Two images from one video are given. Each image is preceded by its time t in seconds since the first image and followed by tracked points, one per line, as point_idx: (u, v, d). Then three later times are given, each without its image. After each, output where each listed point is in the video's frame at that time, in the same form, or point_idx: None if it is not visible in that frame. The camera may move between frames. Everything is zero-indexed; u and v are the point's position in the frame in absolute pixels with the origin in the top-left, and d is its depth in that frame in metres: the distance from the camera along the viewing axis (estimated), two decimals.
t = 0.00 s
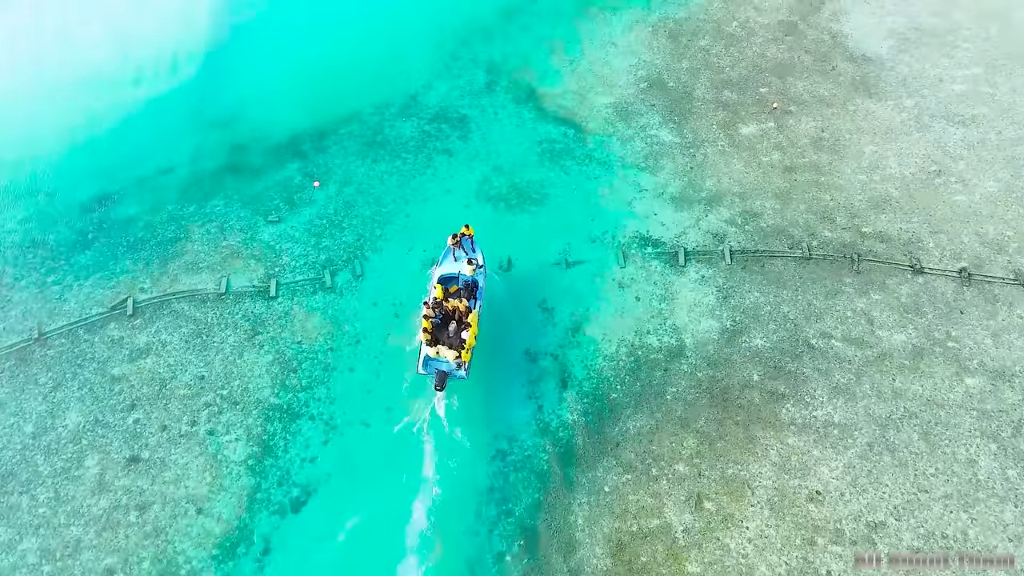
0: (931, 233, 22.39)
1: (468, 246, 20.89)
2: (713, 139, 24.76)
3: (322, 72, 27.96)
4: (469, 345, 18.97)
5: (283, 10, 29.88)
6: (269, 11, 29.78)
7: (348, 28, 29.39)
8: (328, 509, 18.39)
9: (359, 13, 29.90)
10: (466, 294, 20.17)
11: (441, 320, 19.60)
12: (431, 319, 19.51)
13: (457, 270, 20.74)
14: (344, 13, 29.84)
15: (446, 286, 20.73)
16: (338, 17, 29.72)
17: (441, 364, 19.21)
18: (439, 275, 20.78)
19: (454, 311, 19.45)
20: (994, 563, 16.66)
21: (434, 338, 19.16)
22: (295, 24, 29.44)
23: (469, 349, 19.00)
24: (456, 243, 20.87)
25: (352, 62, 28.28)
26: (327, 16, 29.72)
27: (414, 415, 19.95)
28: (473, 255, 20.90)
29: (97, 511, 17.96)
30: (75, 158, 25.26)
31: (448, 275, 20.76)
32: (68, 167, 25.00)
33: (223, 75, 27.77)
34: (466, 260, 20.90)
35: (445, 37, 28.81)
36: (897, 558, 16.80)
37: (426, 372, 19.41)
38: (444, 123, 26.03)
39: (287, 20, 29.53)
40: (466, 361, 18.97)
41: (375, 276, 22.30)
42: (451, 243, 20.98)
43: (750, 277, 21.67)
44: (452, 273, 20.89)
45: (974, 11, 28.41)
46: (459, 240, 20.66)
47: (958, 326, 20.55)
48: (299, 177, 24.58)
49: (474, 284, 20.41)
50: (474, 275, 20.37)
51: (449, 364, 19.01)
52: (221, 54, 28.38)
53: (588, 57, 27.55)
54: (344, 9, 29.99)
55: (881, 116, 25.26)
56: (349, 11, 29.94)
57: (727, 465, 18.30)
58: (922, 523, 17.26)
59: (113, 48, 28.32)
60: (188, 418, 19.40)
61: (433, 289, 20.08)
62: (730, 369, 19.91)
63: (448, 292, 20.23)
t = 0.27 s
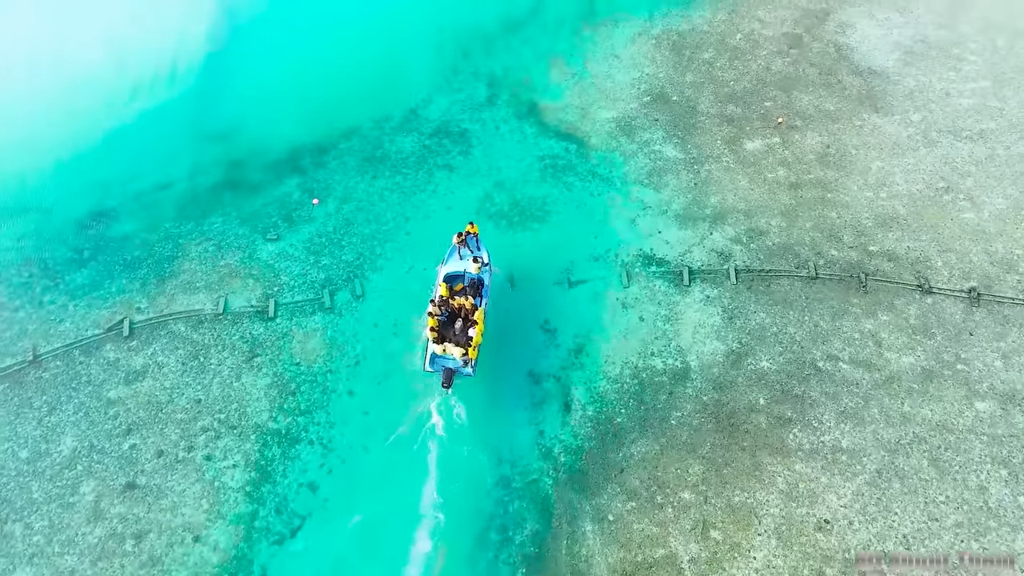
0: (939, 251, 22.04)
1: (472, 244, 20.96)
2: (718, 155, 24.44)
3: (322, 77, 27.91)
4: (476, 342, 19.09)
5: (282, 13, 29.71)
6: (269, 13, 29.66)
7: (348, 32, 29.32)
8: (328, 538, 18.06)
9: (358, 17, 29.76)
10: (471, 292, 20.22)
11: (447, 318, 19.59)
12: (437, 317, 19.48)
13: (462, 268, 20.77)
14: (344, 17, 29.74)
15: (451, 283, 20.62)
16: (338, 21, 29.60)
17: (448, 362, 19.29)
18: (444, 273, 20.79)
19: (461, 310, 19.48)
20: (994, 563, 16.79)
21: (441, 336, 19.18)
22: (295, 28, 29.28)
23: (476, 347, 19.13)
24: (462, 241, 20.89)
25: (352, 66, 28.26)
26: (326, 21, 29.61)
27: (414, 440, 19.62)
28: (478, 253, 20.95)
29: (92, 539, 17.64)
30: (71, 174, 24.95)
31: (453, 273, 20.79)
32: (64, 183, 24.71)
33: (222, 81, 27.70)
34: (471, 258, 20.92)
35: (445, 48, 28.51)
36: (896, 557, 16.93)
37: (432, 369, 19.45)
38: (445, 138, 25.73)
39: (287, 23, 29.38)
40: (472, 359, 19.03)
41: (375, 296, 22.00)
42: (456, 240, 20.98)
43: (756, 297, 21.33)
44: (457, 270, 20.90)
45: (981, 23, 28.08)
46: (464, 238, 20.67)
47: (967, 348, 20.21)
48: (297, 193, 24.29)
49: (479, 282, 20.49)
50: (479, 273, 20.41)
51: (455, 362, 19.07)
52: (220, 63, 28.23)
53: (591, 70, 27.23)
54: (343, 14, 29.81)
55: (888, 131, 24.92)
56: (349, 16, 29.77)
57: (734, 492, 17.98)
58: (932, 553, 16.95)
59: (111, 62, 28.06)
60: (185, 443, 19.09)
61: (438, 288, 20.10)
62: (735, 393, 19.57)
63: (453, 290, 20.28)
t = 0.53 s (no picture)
0: (947, 268, 21.72)
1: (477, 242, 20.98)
2: (722, 169, 24.13)
3: (323, 81, 27.85)
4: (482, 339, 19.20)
5: (282, 20, 29.62)
6: (269, 19, 29.58)
7: (348, 38, 29.21)
8: (326, 563, 17.76)
9: (359, 25, 29.65)
10: (477, 289, 20.48)
11: (453, 315, 19.73)
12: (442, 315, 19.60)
13: (467, 266, 21.05)
14: (345, 23, 29.67)
15: (456, 281, 21.04)
16: (338, 28, 29.50)
17: (454, 358, 19.42)
18: (450, 271, 21.09)
19: (466, 307, 19.61)
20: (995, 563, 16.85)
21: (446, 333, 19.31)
22: (295, 35, 29.21)
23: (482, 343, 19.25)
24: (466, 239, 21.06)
25: (351, 71, 28.15)
26: (326, 28, 29.49)
27: (415, 462, 19.34)
28: (482, 250, 21.06)
29: (87, 565, 17.35)
30: (66, 188, 24.66)
31: (459, 271, 21.07)
32: (60, 197, 24.42)
33: (221, 90, 27.49)
34: (476, 256, 21.05)
35: (445, 59, 28.21)
36: (897, 558, 16.99)
37: (439, 366, 19.65)
38: (446, 150, 25.45)
39: (287, 30, 29.32)
40: (478, 355, 19.13)
41: (375, 313, 21.68)
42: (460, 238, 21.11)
43: (761, 316, 21.03)
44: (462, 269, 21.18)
45: (987, 33, 27.76)
46: (468, 236, 20.88)
47: (976, 367, 19.87)
48: (296, 208, 24.02)
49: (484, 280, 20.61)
50: (484, 271, 20.57)
51: (461, 359, 19.18)
52: (218, 70, 28.02)
53: (593, 81, 26.93)
54: (343, 22, 29.69)
55: (894, 144, 24.61)
56: (348, 24, 29.62)
57: (739, 517, 17.68)
58: None
59: (107, 70, 27.70)
60: (182, 466, 18.81)
61: (444, 286, 20.40)
62: (741, 415, 19.28)
63: (458, 288, 20.57)
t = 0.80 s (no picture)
0: (955, 285, 21.41)
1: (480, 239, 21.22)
2: (726, 183, 23.82)
3: (321, 94, 27.54)
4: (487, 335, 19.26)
5: (282, 28, 29.33)
6: (269, 27, 29.28)
7: (349, 48, 28.95)
8: None
9: (359, 33, 29.36)
10: (481, 287, 20.17)
11: (458, 312, 19.66)
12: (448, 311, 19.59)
13: (471, 263, 20.82)
14: (345, 32, 29.40)
15: (461, 278, 20.68)
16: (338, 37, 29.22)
17: (460, 355, 19.43)
18: (453, 268, 20.81)
19: (471, 304, 19.54)
20: (994, 562, 16.96)
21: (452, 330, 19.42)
22: (295, 44, 28.98)
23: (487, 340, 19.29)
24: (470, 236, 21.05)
25: (350, 83, 27.86)
26: (327, 37, 29.23)
27: (415, 483, 19.08)
28: (486, 248, 21.27)
29: None
30: (63, 203, 24.42)
31: (462, 268, 20.79)
32: (57, 212, 24.18)
33: (218, 101, 27.22)
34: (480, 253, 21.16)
35: (446, 70, 27.92)
36: (897, 558, 17.12)
37: (445, 363, 19.64)
38: (446, 163, 25.15)
39: (287, 39, 29.07)
40: (483, 352, 19.26)
41: (375, 331, 21.40)
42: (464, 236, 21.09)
43: (766, 334, 20.73)
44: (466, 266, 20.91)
45: (993, 44, 27.48)
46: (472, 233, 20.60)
47: (984, 387, 19.55)
48: (295, 223, 23.75)
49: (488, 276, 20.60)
50: (488, 267, 20.49)
51: (467, 356, 19.30)
52: (217, 80, 27.76)
53: (595, 92, 26.64)
54: (343, 31, 29.41)
55: (900, 157, 24.32)
56: (349, 33, 29.35)
57: (745, 542, 17.40)
58: None
59: (104, 81, 27.44)
60: (178, 488, 18.52)
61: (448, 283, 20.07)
62: (746, 436, 18.99)
63: (462, 285, 20.24)
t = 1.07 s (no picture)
0: (963, 303, 21.09)
1: (485, 237, 21.09)
2: (730, 199, 23.49)
3: (319, 106, 27.21)
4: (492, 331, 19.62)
5: (281, 38, 29.02)
6: (268, 37, 28.97)
7: (348, 59, 28.64)
8: None
9: (359, 44, 29.07)
10: (486, 283, 20.49)
11: (463, 308, 20.21)
12: (453, 307, 20.13)
13: (475, 260, 21.01)
14: (345, 42, 29.09)
15: (465, 275, 20.92)
16: (337, 48, 28.91)
17: (465, 350, 19.75)
18: (458, 265, 21.00)
19: (476, 300, 20.07)
20: (994, 562, 17.01)
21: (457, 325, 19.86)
22: (294, 55, 28.67)
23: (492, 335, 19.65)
24: (474, 233, 21.12)
25: (349, 95, 27.51)
26: (326, 48, 28.91)
27: (415, 508, 18.76)
28: (491, 244, 21.20)
29: None
30: (59, 218, 24.10)
31: (467, 265, 21.00)
32: (52, 227, 23.86)
33: (215, 113, 26.87)
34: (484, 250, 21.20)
35: (446, 82, 27.58)
36: (897, 558, 17.14)
37: (450, 358, 19.85)
38: (447, 178, 24.85)
39: (286, 50, 28.75)
40: (488, 347, 19.60)
41: (375, 350, 21.10)
42: (468, 233, 21.27)
43: (772, 354, 20.40)
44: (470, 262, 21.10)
45: (1000, 55, 27.16)
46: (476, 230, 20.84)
47: (994, 410, 19.21)
48: (293, 239, 23.45)
49: (493, 273, 20.73)
50: (493, 264, 20.76)
51: (472, 351, 19.65)
52: (214, 91, 27.40)
53: (598, 105, 26.34)
54: (343, 42, 29.10)
55: (907, 171, 23.98)
56: (348, 44, 29.05)
57: (752, 570, 17.07)
58: None
59: (101, 94, 27.13)
60: (174, 514, 18.19)
61: (453, 279, 20.37)
62: (752, 460, 18.66)
63: (467, 281, 20.52)
